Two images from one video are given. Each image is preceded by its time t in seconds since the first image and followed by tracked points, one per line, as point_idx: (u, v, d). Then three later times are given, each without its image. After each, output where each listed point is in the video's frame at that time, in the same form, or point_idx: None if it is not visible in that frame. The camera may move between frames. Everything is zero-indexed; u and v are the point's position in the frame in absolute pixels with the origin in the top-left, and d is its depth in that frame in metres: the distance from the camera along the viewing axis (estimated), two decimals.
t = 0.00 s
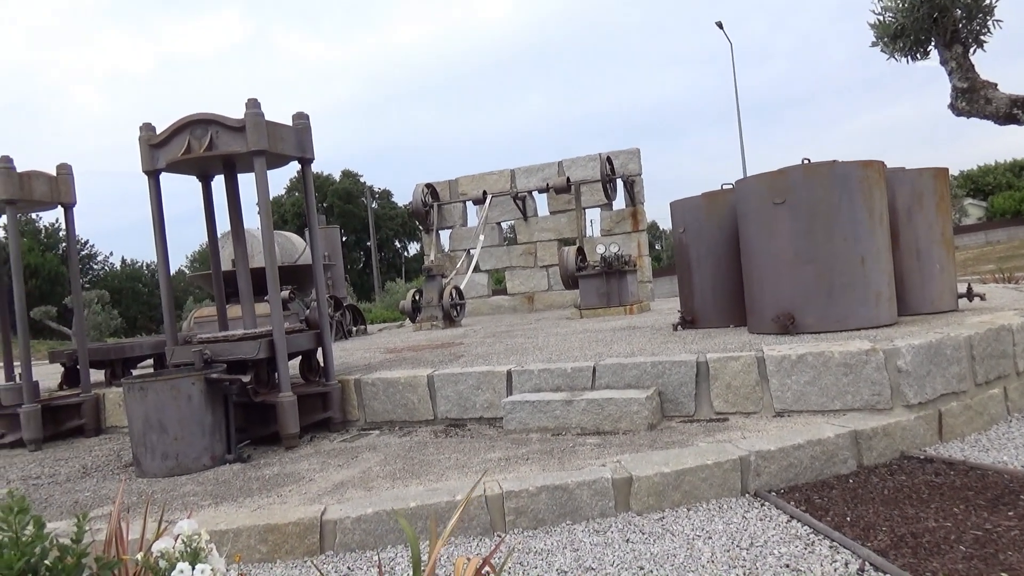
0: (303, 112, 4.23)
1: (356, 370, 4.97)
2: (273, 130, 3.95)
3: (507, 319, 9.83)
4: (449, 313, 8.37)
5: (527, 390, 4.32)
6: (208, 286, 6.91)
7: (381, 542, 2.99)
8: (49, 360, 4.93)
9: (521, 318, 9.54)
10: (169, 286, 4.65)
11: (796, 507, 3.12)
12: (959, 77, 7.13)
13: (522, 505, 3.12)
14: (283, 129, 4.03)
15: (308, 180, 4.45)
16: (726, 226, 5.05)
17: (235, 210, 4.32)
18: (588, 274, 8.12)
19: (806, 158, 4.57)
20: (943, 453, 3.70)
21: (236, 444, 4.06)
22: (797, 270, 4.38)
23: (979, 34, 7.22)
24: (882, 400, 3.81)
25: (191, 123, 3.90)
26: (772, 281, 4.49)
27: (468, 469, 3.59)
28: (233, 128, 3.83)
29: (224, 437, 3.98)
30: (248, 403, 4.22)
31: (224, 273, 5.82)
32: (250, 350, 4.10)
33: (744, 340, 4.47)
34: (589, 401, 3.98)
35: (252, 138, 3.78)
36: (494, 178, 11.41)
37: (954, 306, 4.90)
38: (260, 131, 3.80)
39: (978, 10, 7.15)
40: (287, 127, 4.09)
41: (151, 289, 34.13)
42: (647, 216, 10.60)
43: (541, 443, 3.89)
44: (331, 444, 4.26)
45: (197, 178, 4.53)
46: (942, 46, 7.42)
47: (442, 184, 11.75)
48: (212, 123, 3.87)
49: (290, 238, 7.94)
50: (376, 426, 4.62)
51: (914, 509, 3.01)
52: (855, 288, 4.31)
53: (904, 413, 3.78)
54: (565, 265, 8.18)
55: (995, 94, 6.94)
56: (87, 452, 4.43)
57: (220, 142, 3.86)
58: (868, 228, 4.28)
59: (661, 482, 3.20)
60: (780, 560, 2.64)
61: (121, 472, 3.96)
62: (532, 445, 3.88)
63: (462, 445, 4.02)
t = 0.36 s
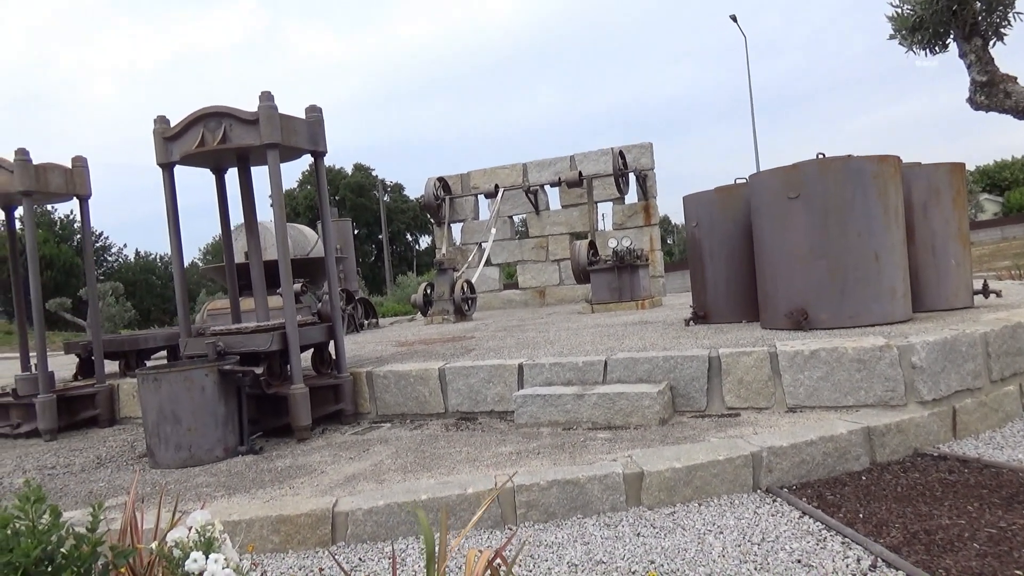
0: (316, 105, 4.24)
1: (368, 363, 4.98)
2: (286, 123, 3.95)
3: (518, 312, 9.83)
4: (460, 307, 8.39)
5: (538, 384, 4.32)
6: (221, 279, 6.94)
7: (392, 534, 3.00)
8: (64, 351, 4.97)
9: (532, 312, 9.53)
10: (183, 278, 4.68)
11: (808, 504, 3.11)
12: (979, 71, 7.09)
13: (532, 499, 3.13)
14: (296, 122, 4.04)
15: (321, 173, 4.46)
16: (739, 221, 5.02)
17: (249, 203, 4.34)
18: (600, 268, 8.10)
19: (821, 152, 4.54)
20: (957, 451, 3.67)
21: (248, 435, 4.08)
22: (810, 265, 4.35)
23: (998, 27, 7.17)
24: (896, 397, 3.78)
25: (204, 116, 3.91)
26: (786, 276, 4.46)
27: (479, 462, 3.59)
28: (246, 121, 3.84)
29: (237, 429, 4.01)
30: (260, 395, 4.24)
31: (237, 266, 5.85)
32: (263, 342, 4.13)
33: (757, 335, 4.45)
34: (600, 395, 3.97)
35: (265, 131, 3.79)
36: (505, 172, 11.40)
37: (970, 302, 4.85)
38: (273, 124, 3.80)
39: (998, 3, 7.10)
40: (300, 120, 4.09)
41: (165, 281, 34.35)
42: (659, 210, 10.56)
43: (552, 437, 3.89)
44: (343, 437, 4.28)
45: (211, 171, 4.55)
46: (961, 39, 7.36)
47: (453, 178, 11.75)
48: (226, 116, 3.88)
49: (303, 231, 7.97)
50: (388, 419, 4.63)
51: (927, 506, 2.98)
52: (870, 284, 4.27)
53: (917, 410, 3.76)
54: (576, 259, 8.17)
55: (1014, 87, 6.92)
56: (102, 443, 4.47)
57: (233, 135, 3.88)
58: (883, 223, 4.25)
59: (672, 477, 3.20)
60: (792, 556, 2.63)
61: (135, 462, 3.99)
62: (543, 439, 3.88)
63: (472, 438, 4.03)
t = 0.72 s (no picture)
0: (328, 98, 4.24)
1: (379, 356, 4.99)
2: (298, 116, 3.96)
3: (528, 307, 9.83)
4: (470, 300, 8.39)
5: (549, 378, 4.32)
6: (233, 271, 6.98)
7: (403, 526, 3.01)
8: (78, 342, 5.01)
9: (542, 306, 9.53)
10: (195, 270, 4.70)
11: (820, 500, 3.09)
12: (997, 65, 7.09)
13: (543, 493, 3.13)
14: (308, 115, 4.04)
15: (333, 166, 4.46)
16: (752, 216, 4.99)
17: (261, 195, 4.35)
18: (611, 263, 8.08)
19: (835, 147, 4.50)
20: (971, 449, 3.65)
21: (260, 427, 4.10)
22: (823, 261, 4.32)
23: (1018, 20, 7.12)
24: (909, 393, 3.76)
25: (218, 108, 3.92)
26: (798, 272, 4.44)
27: (489, 455, 3.60)
28: (260, 114, 3.84)
29: (249, 420, 4.03)
30: (272, 386, 4.26)
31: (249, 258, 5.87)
32: (275, 334, 4.14)
33: (769, 331, 4.43)
34: (611, 390, 3.97)
35: (278, 124, 3.80)
36: (516, 166, 11.39)
37: (985, 299, 4.81)
38: (285, 116, 3.81)
39: None
40: (312, 112, 4.09)
41: (177, 273, 34.54)
42: (670, 205, 10.53)
43: (562, 431, 3.89)
44: (354, 429, 4.30)
45: (224, 163, 4.56)
46: (979, 33, 7.34)
47: (464, 171, 11.74)
48: (239, 108, 3.88)
49: (314, 224, 7.99)
50: (399, 412, 4.64)
51: (939, 504, 2.97)
52: (883, 280, 4.24)
53: (930, 407, 3.73)
54: (587, 253, 8.15)
55: None
56: (115, 433, 4.50)
57: (247, 128, 3.88)
58: (897, 219, 4.21)
59: (683, 473, 3.19)
60: (803, 552, 2.63)
61: (148, 453, 4.02)
62: (553, 433, 3.88)
63: (483, 431, 4.04)
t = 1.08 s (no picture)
0: (341, 92, 4.24)
1: (389, 349, 5.01)
2: (311, 110, 3.96)
3: (539, 302, 9.82)
4: (481, 295, 8.40)
5: (559, 373, 4.32)
6: (245, 264, 7.01)
7: (412, 519, 3.02)
8: (91, 333, 5.05)
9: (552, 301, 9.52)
10: (208, 263, 4.72)
11: (830, 499, 3.08)
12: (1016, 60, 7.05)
13: (553, 488, 3.13)
14: (321, 109, 4.04)
15: (345, 160, 4.47)
16: (764, 212, 4.97)
17: (274, 189, 4.36)
18: (622, 259, 8.07)
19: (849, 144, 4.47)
20: (984, 448, 3.62)
21: (271, 419, 4.12)
22: (836, 258, 4.30)
23: None
24: (922, 392, 3.74)
25: (231, 101, 3.93)
26: (811, 269, 4.41)
27: (499, 450, 3.60)
28: (273, 107, 3.85)
29: (260, 412, 4.05)
30: (283, 379, 4.28)
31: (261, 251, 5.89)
32: (286, 327, 4.16)
33: (780, 328, 4.41)
34: (622, 386, 3.96)
35: (291, 117, 3.81)
36: (528, 161, 11.37)
37: (999, 298, 4.77)
38: (298, 110, 3.82)
39: None
40: (325, 106, 4.10)
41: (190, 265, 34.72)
42: (682, 201, 10.49)
43: (572, 426, 3.89)
44: (365, 422, 4.31)
45: (237, 156, 4.58)
46: (999, 28, 7.28)
47: (475, 166, 11.74)
48: (252, 101, 3.90)
49: (326, 218, 8.02)
50: (409, 405, 4.65)
51: (952, 504, 2.95)
52: (897, 278, 4.22)
53: (943, 406, 3.71)
54: (598, 249, 8.13)
55: None
56: (128, 424, 4.54)
57: (260, 121, 3.89)
58: (911, 216, 4.18)
59: (693, 469, 3.19)
60: (813, 550, 2.62)
61: (161, 443, 4.05)
62: (563, 428, 3.88)
63: (493, 426, 4.04)
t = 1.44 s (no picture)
0: (354, 86, 4.25)
1: (401, 344, 5.02)
2: (325, 104, 3.97)
3: (550, 298, 9.82)
4: (492, 290, 8.40)
5: (570, 369, 4.31)
6: (258, 257, 7.04)
7: (423, 514, 3.03)
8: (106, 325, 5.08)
9: (563, 297, 9.51)
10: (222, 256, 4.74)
11: (843, 498, 3.06)
12: None
13: (563, 484, 3.13)
14: (335, 103, 4.05)
15: (358, 155, 4.47)
16: (777, 209, 4.94)
17: (287, 183, 4.37)
18: (634, 255, 8.05)
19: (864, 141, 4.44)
20: (998, 449, 3.59)
21: (283, 413, 4.14)
22: (850, 255, 4.27)
23: None
24: (936, 392, 3.71)
25: (245, 96, 3.95)
26: (824, 267, 4.39)
27: (510, 445, 3.61)
28: (287, 102, 3.86)
29: (273, 406, 4.07)
30: (295, 373, 4.30)
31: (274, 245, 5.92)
32: (299, 321, 4.18)
33: (793, 326, 4.39)
34: (633, 383, 3.96)
35: (304, 112, 3.81)
36: (540, 157, 11.36)
37: (1015, 297, 4.73)
38: (312, 105, 3.82)
39: None
40: (339, 101, 4.11)
41: (203, 259, 34.91)
42: (695, 197, 10.45)
43: (583, 423, 3.89)
44: (376, 416, 4.32)
45: (250, 150, 4.60)
46: (1019, 24, 7.22)
47: (487, 161, 11.74)
48: (266, 96, 3.91)
49: (338, 213, 8.04)
50: (420, 400, 4.66)
51: (965, 504, 2.93)
52: (912, 276, 4.18)
53: (957, 406, 3.68)
54: (610, 246, 8.11)
55: None
56: (141, 416, 4.57)
57: (274, 115, 3.91)
58: (927, 214, 4.15)
59: (704, 467, 3.18)
60: (825, 549, 2.60)
61: (174, 436, 4.08)
62: (574, 425, 3.88)
63: (504, 421, 4.05)
